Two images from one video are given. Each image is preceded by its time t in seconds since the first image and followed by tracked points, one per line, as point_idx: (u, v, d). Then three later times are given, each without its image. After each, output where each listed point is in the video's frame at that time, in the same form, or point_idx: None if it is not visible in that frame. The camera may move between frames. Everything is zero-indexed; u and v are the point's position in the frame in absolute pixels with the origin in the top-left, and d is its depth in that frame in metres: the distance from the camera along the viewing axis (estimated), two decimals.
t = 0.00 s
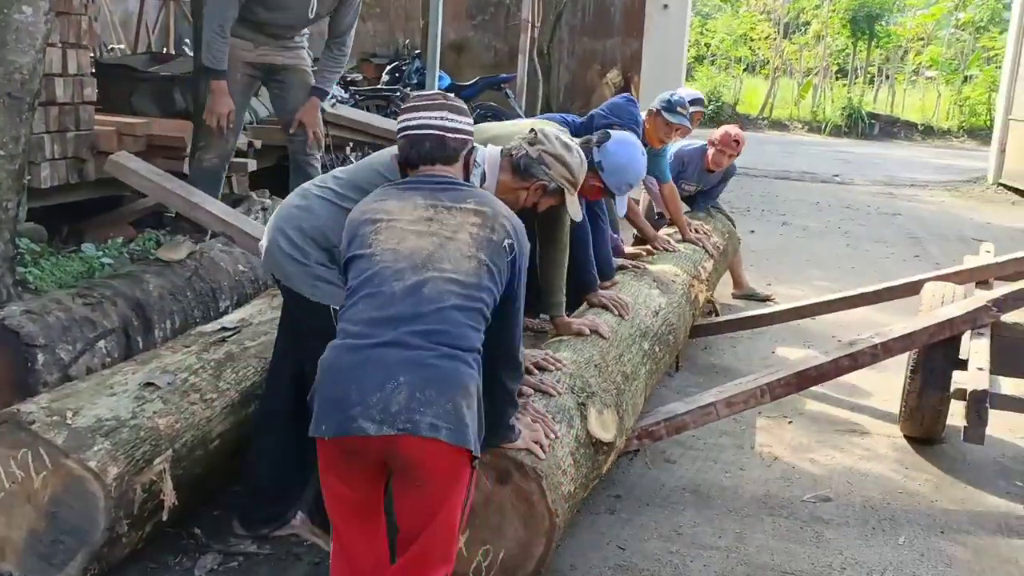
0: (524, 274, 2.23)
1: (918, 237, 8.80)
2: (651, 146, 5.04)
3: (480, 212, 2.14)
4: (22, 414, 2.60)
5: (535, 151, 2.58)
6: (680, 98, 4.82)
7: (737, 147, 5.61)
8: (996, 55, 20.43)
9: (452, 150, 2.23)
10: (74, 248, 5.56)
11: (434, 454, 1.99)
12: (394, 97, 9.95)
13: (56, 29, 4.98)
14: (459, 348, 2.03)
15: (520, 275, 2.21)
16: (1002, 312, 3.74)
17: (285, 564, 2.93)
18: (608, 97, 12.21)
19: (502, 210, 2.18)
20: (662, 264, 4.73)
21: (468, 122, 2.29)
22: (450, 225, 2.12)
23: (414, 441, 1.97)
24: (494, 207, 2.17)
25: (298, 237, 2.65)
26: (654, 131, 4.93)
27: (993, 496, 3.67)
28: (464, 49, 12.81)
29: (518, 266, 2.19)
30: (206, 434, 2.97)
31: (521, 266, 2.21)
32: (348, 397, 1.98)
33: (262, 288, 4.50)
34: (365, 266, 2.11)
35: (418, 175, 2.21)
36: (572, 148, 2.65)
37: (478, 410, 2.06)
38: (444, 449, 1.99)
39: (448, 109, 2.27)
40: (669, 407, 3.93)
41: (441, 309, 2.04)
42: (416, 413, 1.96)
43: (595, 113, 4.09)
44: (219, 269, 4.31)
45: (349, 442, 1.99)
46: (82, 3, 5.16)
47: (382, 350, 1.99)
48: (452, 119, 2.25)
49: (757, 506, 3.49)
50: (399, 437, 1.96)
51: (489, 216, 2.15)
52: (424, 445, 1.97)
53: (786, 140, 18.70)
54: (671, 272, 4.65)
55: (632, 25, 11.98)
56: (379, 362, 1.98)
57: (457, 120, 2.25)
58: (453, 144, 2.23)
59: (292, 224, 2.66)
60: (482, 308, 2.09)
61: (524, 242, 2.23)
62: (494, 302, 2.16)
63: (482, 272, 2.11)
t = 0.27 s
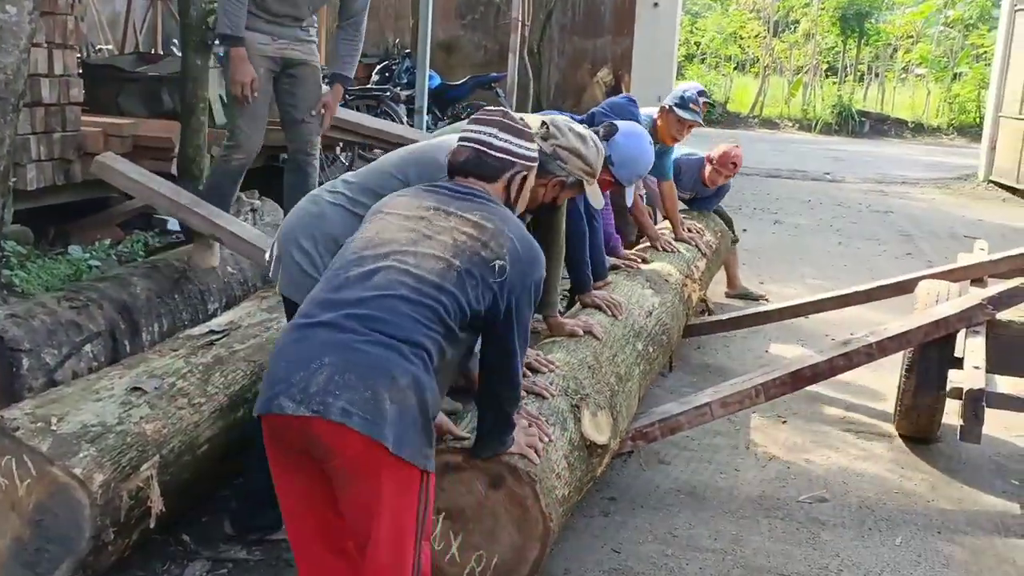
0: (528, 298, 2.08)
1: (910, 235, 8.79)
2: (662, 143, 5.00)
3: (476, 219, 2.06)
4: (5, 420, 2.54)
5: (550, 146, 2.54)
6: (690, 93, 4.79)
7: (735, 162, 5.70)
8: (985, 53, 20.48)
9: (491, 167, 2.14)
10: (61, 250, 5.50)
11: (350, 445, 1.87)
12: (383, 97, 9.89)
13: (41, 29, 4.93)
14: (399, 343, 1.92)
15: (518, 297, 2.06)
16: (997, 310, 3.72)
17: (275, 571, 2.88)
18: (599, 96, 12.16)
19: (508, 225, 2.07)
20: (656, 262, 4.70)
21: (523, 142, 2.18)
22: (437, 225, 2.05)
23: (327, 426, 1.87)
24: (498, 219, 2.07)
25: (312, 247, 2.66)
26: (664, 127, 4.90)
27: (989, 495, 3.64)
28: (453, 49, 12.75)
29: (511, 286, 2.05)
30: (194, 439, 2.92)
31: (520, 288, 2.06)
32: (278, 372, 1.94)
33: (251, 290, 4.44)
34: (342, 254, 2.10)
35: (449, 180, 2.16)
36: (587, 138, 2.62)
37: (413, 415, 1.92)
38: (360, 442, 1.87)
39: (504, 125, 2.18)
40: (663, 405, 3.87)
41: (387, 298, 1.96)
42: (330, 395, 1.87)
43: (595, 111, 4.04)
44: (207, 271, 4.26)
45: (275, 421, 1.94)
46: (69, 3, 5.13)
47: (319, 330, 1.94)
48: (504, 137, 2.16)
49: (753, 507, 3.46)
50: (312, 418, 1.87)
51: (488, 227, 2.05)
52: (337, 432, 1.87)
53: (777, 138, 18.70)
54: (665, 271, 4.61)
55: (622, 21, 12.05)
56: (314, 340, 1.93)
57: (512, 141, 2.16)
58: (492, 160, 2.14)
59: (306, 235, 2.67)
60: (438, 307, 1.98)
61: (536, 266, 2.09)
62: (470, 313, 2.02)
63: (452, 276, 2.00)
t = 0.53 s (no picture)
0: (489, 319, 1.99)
1: (899, 233, 8.76)
2: (673, 139, 4.93)
3: (446, 227, 2.02)
4: None
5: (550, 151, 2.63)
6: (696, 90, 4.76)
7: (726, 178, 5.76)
8: (973, 50, 20.54)
9: (497, 191, 2.12)
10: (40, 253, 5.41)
11: (259, 427, 1.86)
12: (370, 96, 9.82)
13: (17, 28, 4.77)
14: (323, 333, 1.90)
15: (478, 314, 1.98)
16: (988, 309, 3.68)
17: None
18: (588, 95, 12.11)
19: (481, 242, 2.01)
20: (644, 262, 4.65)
21: (538, 173, 2.15)
22: (405, 227, 2.03)
23: (238, 403, 1.87)
24: (472, 232, 2.02)
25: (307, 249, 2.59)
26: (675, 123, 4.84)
27: (981, 496, 3.60)
28: (441, 48, 12.69)
29: (467, 303, 1.97)
30: (171, 446, 2.85)
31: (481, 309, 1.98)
32: (213, 347, 1.96)
33: (233, 293, 4.37)
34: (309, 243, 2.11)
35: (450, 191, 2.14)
36: (584, 139, 2.72)
37: (326, 407, 1.87)
38: (267, 425, 1.85)
39: (525, 152, 2.16)
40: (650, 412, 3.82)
41: (323, 287, 1.95)
42: (244, 372, 1.87)
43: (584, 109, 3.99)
44: (187, 274, 4.18)
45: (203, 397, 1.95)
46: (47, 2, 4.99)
47: (256, 312, 1.95)
48: (520, 164, 2.14)
49: (743, 510, 3.41)
50: (225, 395, 1.88)
51: (458, 239, 2.00)
52: (245, 411, 1.86)
53: (765, 136, 18.68)
54: (653, 271, 4.56)
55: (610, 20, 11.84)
56: (248, 320, 1.95)
57: (526, 169, 2.14)
58: (500, 184, 2.12)
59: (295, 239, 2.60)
60: (373, 306, 1.94)
61: (507, 288, 2.00)
62: (415, 321, 1.96)
63: (399, 278, 1.97)
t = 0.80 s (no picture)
0: (420, 332, 1.84)
1: (888, 231, 8.73)
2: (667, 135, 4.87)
3: (377, 229, 1.87)
4: None
5: (538, 153, 2.59)
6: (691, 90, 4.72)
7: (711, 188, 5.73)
8: (961, 49, 20.58)
9: (455, 201, 1.98)
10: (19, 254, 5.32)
11: (169, 426, 1.76)
12: (357, 95, 9.74)
13: None
14: (236, 334, 1.78)
15: (408, 326, 1.83)
16: (977, 308, 3.64)
17: None
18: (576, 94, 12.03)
19: (413, 248, 1.85)
20: (632, 262, 4.60)
21: (500, 184, 2.00)
22: (337, 228, 1.89)
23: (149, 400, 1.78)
24: (405, 238, 1.85)
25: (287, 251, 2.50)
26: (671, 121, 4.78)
27: (971, 498, 3.56)
28: (429, 46, 12.61)
29: (394, 314, 1.82)
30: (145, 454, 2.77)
31: (411, 320, 1.82)
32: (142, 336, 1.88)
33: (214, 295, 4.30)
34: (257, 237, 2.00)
35: (405, 193, 2.00)
36: (576, 140, 2.67)
37: (236, 411, 1.76)
38: (175, 424, 1.75)
39: (489, 162, 2.01)
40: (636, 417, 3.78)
41: (242, 286, 1.83)
42: (154, 368, 1.77)
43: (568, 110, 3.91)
44: (166, 276, 4.11)
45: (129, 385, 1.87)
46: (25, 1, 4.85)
47: (179, 305, 1.85)
48: (481, 173, 1.99)
49: (732, 514, 3.36)
50: (138, 389, 1.78)
51: (389, 245, 1.84)
52: (155, 408, 1.76)
53: (755, 134, 18.66)
54: (641, 271, 4.51)
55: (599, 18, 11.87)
56: (168, 315, 1.84)
57: (487, 179, 1.99)
58: (458, 195, 1.98)
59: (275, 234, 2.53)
60: (288, 313, 1.81)
61: (442, 299, 1.84)
62: (338, 328, 1.82)
63: (321, 282, 1.83)
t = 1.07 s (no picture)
0: (386, 323, 1.79)
1: (883, 229, 8.71)
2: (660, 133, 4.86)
3: (346, 218, 1.85)
4: None
5: (532, 142, 2.55)
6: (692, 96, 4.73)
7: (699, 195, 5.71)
8: (955, 47, 20.60)
9: (432, 196, 1.94)
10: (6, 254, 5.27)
11: (128, 411, 1.74)
12: (350, 94, 9.70)
13: None
14: (198, 319, 1.76)
15: (374, 316, 1.79)
16: (975, 306, 3.61)
17: None
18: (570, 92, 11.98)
19: (379, 238, 1.81)
20: (626, 260, 4.56)
21: (479, 183, 1.95)
22: (306, 216, 1.87)
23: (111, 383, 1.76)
24: (373, 228, 1.83)
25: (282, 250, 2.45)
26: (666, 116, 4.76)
27: (969, 497, 3.52)
28: (423, 45, 12.57)
29: (358, 302, 1.78)
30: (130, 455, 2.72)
31: (375, 310, 1.79)
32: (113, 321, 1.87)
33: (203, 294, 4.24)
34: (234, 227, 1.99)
35: (385, 187, 1.97)
36: (569, 126, 2.62)
37: (194, 396, 1.73)
38: (134, 408, 1.73)
39: (471, 160, 1.97)
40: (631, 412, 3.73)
41: (207, 272, 1.81)
42: (116, 351, 1.76)
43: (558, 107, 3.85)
44: (155, 275, 4.06)
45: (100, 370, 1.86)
46: None
47: (149, 289, 1.84)
48: (461, 171, 1.95)
49: (728, 514, 3.32)
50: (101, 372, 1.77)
51: (355, 232, 1.81)
52: (115, 392, 1.74)
53: (750, 133, 18.65)
54: (635, 269, 4.47)
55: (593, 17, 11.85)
56: (136, 300, 1.83)
57: (466, 177, 1.95)
58: (437, 192, 1.94)
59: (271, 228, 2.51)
60: (252, 298, 1.78)
61: (410, 290, 1.79)
62: (303, 316, 1.79)
63: (286, 269, 1.80)
